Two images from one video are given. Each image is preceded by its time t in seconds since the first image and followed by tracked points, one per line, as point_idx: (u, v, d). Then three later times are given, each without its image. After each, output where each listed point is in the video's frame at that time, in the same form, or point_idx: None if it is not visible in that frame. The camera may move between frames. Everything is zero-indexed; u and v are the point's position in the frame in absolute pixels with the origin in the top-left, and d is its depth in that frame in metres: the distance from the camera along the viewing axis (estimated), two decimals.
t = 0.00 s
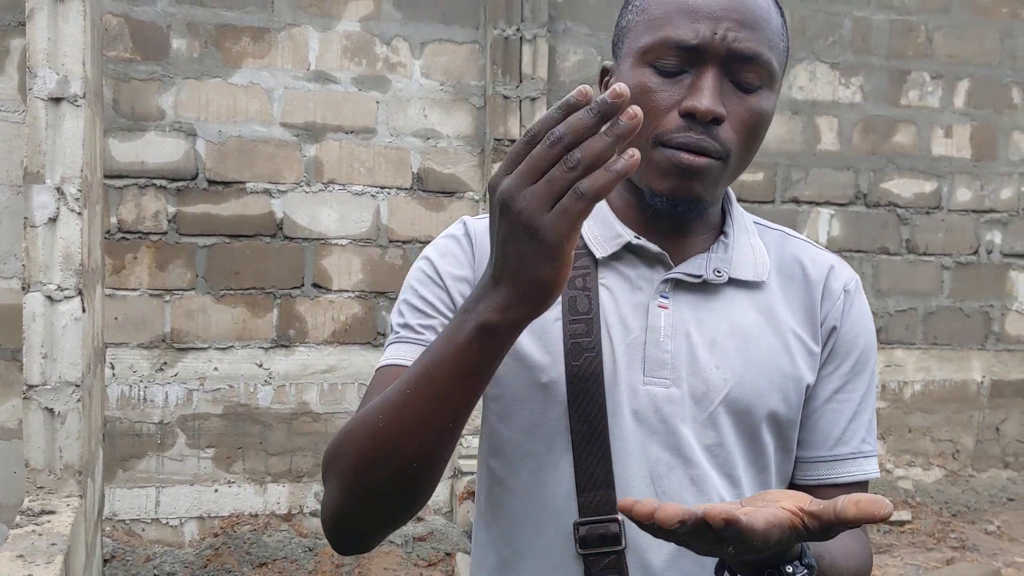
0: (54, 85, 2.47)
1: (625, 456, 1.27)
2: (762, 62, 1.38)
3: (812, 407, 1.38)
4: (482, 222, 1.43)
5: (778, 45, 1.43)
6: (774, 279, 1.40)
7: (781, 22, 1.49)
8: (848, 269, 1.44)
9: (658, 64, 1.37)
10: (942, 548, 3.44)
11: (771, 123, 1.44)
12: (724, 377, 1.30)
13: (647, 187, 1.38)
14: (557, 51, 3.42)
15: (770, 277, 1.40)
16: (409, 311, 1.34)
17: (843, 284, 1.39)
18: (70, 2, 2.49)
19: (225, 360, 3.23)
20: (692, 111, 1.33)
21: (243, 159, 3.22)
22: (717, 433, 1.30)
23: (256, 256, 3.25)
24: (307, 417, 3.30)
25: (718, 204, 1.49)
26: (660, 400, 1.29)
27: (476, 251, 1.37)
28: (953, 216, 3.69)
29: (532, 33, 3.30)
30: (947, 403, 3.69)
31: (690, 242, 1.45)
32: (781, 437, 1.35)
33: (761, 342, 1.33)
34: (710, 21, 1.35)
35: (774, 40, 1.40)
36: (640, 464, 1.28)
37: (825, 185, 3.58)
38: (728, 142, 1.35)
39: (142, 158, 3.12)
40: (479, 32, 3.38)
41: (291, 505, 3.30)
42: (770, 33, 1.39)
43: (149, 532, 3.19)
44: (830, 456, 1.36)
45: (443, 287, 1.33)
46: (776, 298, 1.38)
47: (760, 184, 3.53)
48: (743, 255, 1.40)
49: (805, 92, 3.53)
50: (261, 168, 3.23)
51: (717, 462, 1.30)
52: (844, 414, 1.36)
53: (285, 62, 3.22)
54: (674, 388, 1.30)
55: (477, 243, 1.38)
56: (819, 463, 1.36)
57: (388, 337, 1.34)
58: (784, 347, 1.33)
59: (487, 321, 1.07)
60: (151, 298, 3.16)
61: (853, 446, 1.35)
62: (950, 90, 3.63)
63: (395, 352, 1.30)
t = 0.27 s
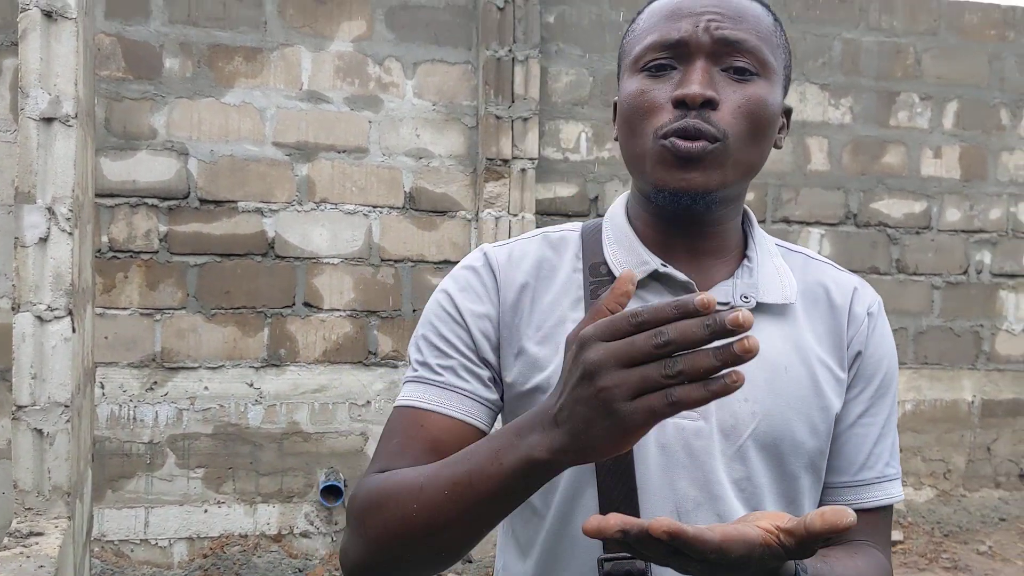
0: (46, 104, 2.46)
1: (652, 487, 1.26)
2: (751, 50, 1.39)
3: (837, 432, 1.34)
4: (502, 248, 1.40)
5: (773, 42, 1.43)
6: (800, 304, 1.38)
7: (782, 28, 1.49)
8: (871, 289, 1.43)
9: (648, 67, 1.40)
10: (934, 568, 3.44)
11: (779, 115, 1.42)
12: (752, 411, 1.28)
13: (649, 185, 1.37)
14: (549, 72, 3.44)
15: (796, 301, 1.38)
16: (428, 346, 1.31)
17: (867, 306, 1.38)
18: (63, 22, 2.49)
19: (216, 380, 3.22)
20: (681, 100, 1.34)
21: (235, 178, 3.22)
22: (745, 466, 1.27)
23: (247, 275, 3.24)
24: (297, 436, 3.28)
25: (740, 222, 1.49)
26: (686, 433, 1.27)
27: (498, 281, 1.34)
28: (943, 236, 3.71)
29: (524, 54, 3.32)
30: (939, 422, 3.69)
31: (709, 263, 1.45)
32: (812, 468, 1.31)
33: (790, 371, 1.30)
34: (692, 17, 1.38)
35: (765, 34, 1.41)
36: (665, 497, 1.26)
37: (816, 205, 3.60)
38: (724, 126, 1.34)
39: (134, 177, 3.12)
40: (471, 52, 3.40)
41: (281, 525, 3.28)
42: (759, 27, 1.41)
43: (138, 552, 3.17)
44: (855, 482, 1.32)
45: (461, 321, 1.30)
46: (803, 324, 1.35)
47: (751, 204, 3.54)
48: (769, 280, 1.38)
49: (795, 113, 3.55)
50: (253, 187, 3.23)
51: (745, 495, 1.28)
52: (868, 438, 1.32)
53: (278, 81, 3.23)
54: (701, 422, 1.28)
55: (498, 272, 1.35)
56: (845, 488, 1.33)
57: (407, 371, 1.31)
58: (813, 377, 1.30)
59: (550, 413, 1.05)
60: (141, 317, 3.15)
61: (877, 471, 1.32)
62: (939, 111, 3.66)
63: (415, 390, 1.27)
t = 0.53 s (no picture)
0: (38, 125, 2.46)
1: (662, 518, 1.26)
2: (781, 98, 1.37)
3: (850, 464, 1.35)
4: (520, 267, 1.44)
5: (801, 82, 1.41)
6: (817, 336, 1.38)
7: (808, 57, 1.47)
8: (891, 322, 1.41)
9: (675, 114, 1.38)
10: None
11: (804, 158, 1.42)
12: (764, 444, 1.29)
13: (676, 236, 1.39)
14: (540, 94, 3.46)
15: (814, 333, 1.38)
16: (445, 356, 1.35)
17: (886, 339, 1.37)
18: (56, 43, 2.50)
19: (205, 400, 3.21)
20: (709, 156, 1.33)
21: (226, 198, 3.22)
22: (755, 499, 1.28)
23: (237, 295, 3.24)
24: (286, 457, 3.27)
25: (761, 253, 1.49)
26: (697, 464, 1.28)
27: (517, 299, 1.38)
28: (932, 258, 3.73)
29: (516, 76, 3.33)
30: (929, 444, 3.70)
31: (731, 298, 1.44)
32: (822, 500, 1.32)
33: (802, 405, 1.31)
34: (721, 65, 1.36)
35: (793, 75, 1.39)
36: (673, 528, 1.25)
37: (806, 227, 3.62)
38: (752, 183, 1.35)
39: (125, 197, 3.12)
40: (463, 74, 3.42)
41: (269, 547, 3.26)
42: (788, 69, 1.38)
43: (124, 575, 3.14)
44: (865, 515, 1.33)
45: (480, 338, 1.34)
46: (818, 357, 1.36)
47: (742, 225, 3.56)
48: (787, 313, 1.38)
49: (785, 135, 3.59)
50: (244, 208, 3.24)
51: (753, 527, 1.29)
52: (880, 472, 1.33)
53: (270, 102, 3.24)
54: (713, 454, 1.28)
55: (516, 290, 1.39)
56: (857, 521, 1.34)
57: (424, 378, 1.36)
58: (826, 411, 1.31)
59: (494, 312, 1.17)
60: (131, 337, 3.14)
61: (888, 504, 1.33)
62: (927, 135, 3.70)
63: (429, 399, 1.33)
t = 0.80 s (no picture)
0: (28, 142, 2.43)
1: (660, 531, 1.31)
2: (794, 147, 1.39)
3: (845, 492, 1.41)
4: (530, 281, 1.48)
5: (816, 126, 1.43)
6: (819, 363, 1.43)
7: (825, 95, 1.48)
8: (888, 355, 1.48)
9: (687, 159, 1.41)
10: None
11: (814, 200, 1.45)
12: (763, 467, 1.33)
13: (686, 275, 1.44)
14: (532, 112, 3.47)
15: (816, 361, 1.43)
16: (451, 384, 1.41)
17: (884, 370, 1.43)
18: (47, 60, 2.47)
19: (194, 418, 3.19)
20: (719, 207, 1.38)
21: (216, 215, 3.21)
22: (750, 520, 1.33)
23: (227, 312, 3.23)
24: (275, 475, 3.26)
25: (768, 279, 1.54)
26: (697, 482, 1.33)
27: (521, 318, 1.43)
28: (921, 277, 3.76)
29: (507, 94, 3.35)
30: (916, 462, 3.73)
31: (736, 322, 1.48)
32: (816, 527, 1.38)
33: (803, 431, 1.36)
34: (736, 114, 1.37)
35: (808, 123, 1.40)
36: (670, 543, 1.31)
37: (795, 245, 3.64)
38: (761, 232, 1.39)
39: (115, 213, 3.11)
40: (455, 92, 3.43)
41: (257, 565, 3.24)
42: (802, 116, 1.40)
43: None
44: (858, 544, 1.39)
45: (486, 359, 1.39)
46: (819, 385, 1.41)
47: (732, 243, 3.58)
48: (791, 339, 1.43)
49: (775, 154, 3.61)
50: (235, 224, 3.23)
51: (746, 548, 1.34)
52: (873, 501, 1.40)
53: (261, 119, 3.24)
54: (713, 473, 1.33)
55: (523, 310, 1.43)
56: (851, 549, 1.40)
57: (432, 405, 1.42)
58: (826, 437, 1.36)
59: (563, 484, 1.13)
60: (120, 353, 3.13)
61: (880, 534, 1.39)
62: (915, 154, 3.75)
63: (435, 425, 1.38)
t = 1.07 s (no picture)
0: (21, 146, 2.39)
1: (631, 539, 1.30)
2: (800, 164, 1.34)
3: (830, 513, 1.36)
4: (527, 283, 1.46)
5: (825, 143, 1.38)
6: (810, 382, 1.36)
7: (838, 112, 1.43)
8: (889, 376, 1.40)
9: (689, 169, 1.37)
10: None
11: (818, 218, 1.40)
12: (741, 485, 1.30)
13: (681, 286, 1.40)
14: (526, 118, 3.48)
15: (807, 380, 1.36)
16: (449, 388, 1.42)
17: (880, 393, 1.35)
18: (40, 65, 2.42)
19: (187, 423, 3.18)
20: (717, 219, 1.33)
21: (210, 221, 3.21)
22: (725, 537, 1.30)
23: (220, 318, 3.22)
24: (267, 482, 3.25)
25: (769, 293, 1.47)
26: (671, 497, 1.30)
27: (515, 323, 1.40)
28: (914, 284, 3.77)
29: (501, 101, 3.35)
30: (910, 469, 3.73)
31: (730, 337, 1.42)
32: (795, 545, 1.34)
33: (785, 452, 1.31)
34: (742, 126, 1.33)
35: (817, 139, 1.35)
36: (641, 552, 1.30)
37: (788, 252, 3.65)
38: (759, 247, 1.35)
39: (108, 219, 3.10)
40: (449, 98, 3.43)
41: (250, 572, 3.23)
42: (811, 132, 1.35)
43: None
44: (840, 565, 1.36)
45: (479, 364, 1.39)
46: (808, 404, 1.35)
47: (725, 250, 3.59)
48: (782, 357, 1.37)
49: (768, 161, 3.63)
50: (228, 230, 3.23)
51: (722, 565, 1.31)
52: (859, 525, 1.35)
53: (255, 124, 3.24)
54: (688, 488, 1.30)
55: (517, 314, 1.41)
56: (831, 569, 1.36)
57: (432, 408, 1.43)
58: (809, 458, 1.31)
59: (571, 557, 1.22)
60: (112, 359, 3.12)
61: (864, 557, 1.35)
62: (907, 161, 3.76)
63: (436, 429, 1.41)
